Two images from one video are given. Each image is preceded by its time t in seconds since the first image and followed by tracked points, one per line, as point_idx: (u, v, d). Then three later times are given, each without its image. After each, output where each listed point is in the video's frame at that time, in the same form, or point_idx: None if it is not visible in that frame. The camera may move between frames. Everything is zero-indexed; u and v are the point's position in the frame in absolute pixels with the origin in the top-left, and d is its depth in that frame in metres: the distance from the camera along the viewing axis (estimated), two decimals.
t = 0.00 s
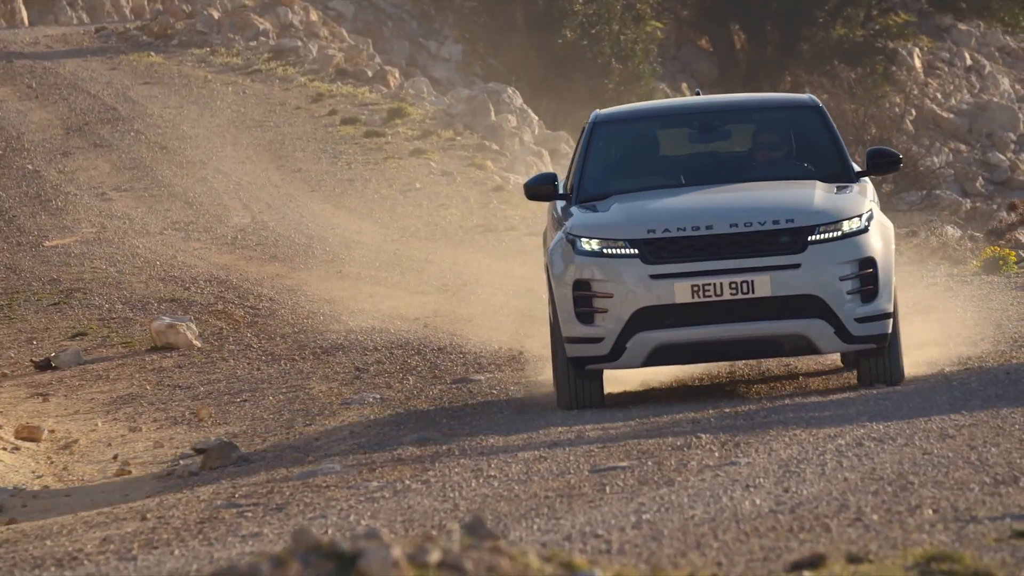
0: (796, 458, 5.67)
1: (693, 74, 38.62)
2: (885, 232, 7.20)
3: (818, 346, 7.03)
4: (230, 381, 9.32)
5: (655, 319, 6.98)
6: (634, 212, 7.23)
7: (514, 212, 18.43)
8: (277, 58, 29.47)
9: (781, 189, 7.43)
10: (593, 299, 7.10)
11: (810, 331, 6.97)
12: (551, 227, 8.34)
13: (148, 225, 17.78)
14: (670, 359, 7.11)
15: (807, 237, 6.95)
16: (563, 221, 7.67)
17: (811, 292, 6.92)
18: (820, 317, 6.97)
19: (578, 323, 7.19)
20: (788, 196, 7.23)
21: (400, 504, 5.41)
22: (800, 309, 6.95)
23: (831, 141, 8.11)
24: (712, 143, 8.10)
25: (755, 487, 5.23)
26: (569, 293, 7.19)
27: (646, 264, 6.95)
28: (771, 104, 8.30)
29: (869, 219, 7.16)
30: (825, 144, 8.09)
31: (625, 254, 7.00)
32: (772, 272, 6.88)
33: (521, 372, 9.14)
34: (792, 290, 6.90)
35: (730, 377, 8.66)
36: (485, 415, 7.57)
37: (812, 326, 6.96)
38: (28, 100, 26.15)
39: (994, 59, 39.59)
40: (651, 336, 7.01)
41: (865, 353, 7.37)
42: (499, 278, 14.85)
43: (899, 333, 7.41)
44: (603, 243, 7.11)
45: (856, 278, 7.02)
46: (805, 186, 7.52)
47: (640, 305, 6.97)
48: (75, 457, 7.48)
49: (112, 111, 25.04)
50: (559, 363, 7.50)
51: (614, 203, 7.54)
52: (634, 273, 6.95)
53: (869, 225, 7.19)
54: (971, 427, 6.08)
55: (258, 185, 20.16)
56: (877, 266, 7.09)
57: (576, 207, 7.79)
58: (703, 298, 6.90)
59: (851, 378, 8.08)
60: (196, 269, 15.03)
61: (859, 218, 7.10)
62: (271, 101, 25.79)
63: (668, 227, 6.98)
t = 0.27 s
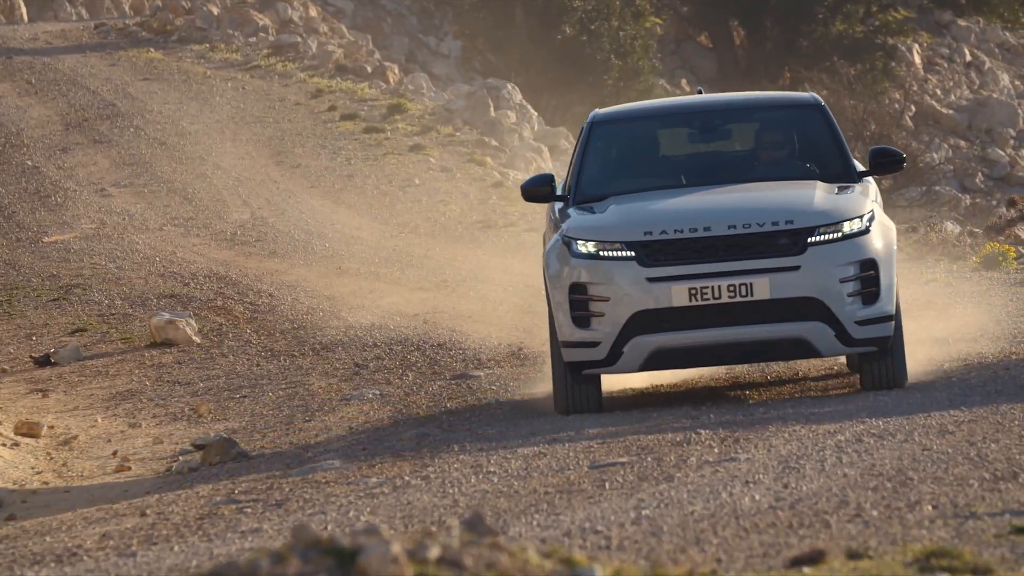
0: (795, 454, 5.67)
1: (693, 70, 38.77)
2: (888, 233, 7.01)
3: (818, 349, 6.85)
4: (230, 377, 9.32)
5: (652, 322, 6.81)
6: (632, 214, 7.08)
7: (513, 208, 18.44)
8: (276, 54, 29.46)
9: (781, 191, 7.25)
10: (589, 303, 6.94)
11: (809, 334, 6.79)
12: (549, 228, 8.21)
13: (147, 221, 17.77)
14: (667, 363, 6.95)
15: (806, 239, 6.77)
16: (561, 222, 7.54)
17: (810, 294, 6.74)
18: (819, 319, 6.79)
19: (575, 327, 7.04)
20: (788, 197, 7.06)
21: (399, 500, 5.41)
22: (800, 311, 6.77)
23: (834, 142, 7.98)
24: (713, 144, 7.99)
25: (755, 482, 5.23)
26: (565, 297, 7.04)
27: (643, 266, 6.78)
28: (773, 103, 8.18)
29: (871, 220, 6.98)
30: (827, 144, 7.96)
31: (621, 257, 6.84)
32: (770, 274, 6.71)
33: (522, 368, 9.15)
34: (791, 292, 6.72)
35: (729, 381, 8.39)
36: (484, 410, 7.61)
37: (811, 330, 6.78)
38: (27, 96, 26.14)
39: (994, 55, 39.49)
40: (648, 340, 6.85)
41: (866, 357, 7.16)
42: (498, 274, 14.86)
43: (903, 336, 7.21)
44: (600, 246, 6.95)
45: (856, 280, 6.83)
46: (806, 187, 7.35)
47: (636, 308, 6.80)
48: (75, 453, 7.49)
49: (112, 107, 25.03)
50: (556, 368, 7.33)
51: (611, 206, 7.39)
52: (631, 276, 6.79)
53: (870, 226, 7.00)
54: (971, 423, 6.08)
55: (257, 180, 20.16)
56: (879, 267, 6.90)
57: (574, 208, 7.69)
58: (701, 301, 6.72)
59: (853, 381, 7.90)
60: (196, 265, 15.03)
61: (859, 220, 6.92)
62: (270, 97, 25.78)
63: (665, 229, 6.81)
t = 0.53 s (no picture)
0: (795, 449, 5.67)
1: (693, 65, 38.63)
2: (890, 236, 6.82)
3: (816, 354, 6.67)
4: (230, 372, 9.33)
5: (646, 326, 6.63)
6: (627, 215, 6.91)
7: (513, 203, 18.44)
8: (277, 49, 29.42)
9: (781, 192, 7.08)
10: (583, 305, 6.76)
11: (807, 339, 6.61)
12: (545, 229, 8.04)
13: (147, 216, 17.76)
14: (663, 368, 6.76)
15: (806, 242, 6.59)
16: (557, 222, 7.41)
17: (808, 298, 6.55)
18: (818, 324, 6.61)
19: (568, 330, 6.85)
20: (787, 199, 6.90)
21: (400, 495, 5.41)
22: (799, 316, 6.58)
23: (836, 141, 7.87)
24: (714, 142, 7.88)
25: (755, 478, 5.22)
26: (558, 299, 6.85)
27: (638, 269, 6.61)
28: (775, 102, 8.09)
29: (872, 222, 6.79)
30: (830, 144, 7.86)
31: (616, 259, 6.67)
32: (768, 278, 6.53)
33: (524, 363, 9.15)
34: (790, 296, 6.53)
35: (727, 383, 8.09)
36: (484, 405, 7.63)
37: (810, 334, 6.60)
38: (27, 91, 26.12)
39: (994, 50, 39.43)
40: (643, 344, 6.66)
41: (866, 364, 6.96)
42: (498, 269, 14.86)
43: (905, 342, 7.01)
44: (594, 248, 6.77)
45: (857, 284, 6.64)
46: (806, 189, 7.18)
47: (630, 312, 6.62)
48: (75, 448, 7.49)
49: (112, 102, 25.02)
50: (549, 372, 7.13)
51: (606, 207, 7.22)
52: (626, 278, 6.61)
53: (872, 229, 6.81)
54: (972, 418, 6.07)
55: (257, 176, 20.15)
56: (880, 271, 6.72)
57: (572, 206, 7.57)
58: (696, 304, 6.54)
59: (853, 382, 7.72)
60: (196, 260, 15.03)
61: (861, 222, 6.73)
62: (271, 92, 25.77)
63: (661, 231, 6.64)
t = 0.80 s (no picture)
0: (797, 443, 5.67)
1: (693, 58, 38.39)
2: (890, 236, 6.65)
3: (814, 356, 6.48)
4: (232, 366, 9.33)
5: (642, 327, 6.43)
6: (623, 215, 6.73)
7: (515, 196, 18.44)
8: (278, 44, 29.39)
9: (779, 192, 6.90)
10: (577, 307, 6.56)
11: (806, 341, 6.42)
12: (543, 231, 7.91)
13: (149, 211, 17.75)
14: (658, 371, 6.57)
15: (805, 242, 6.41)
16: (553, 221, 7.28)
17: (807, 300, 6.36)
18: (817, 326, 6.42)
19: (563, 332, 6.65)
20: (786, 199, 6.72)
21: (402, 490, 5.40)
22: (798, 317, 6.39)
23: (839, 141, 7.76)
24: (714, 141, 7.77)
25: (756, 472, 5.22)
26: (552, 301, 6.65)
27: (633, 270, 6.41)
28: (775, 100, 7.98)
29: (872, 223, 6.61)
30: (833, 143, 7.74)
31: (611, 260, 6.47)
32: (766, 278, 6.33)
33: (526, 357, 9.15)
34: (787, 298, 6.35)
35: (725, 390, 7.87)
36: (486, 399, 7.64)
37: (808, 337, 6.41)
38: (29, 85, 26.11)
39: (995, 44, 39.42)
40: (637, 346, 6.46)
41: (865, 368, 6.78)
42: (500, 263, 14.85)
43: (905, 345, 6.84)
44: (589, 248, 6.58)
45: (857, 285, 6.46)
46: (805, 190, 7.00)
47: (625, 314, 6.42)
48: (77, 443, 7.48)
49: (114, 96, 25.02)
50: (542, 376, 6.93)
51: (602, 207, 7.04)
52: (621, 279, 6.41)
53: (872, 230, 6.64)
54: (974, 412, 6.07)
55: (259, 170, 20.14)
56: (881, 273, 6.54)
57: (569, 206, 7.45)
58: (692, 306, 6.35)
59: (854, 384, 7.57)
60: (197, 255, 15.03)
61: (861, 223, 6.56)
62: (273, 86, 25.75)
63: (657, 231, 6.45)
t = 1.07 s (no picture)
0: (798, 438, 5.67)
1: (694, 52, 37.76)
2: (888, 236, 6.50)
3: (812, 359, 6.34)
4: (234, 361, 9.33)
5: (636, 328, 6.32)
6: (617, 215, 6.60)
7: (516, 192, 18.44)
8: (280, 39, 29.34)
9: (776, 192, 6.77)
10: (570, 309, 6.45)
11: (802, 343, 6.29)
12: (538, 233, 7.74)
13: (150, 206, 17.74)
14: (652, 373, 6.45)
15: (801, 242, 6.27)
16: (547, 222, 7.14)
17: (803, 301, 6.24)
18: (813, 327, 6.29)
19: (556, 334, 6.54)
20: (783, 199, 6.58)
21: (404, 484, 5.41)
22: (796, 318, 6.26)
23: (838, 139, 7.59)
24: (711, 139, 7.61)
25: (758, 466, 5.22)
26: (545, 303, 6.54)
27: (627, 271, 6.30)
28: (774, 98, 7.82)
29: (871, 222, 6.47)
30: (832, 142, 7.57)
31: (605, 260, 6.36)
32: (761, 278, 6.21)
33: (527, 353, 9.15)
34: (783, 298, 6.22)
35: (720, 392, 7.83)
36: (488, 393, 7.66)
37: (805, 338, 6.28)
38: (30, 80, 26.09)
39: (997, 39, 39.36)
40: (631, 348, 6.35)
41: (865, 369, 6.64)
42: (501, 258, 14.83)
43: (907, 346, 6.69)
44: (583, 248, 6.46)
45: (855, 285, 6.33)
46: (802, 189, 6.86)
47: (619, 315, 6.31)
48: (79, 437, 7.49)
49: (115, 91, 25.00)
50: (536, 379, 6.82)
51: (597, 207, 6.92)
52: (614, 280, 6.30)
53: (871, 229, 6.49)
54: (975, 406, 6.08)
55: (261, 165, 20.15)
56: (879, 272, 6.39)
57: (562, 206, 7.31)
58: (686, 307, 6.23)
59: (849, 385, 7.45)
60: (199, 249, 15.02)
61: (859, 222, 6.41)
62: (274, 81, 25.72)
63: (651, 231, 6.33)
